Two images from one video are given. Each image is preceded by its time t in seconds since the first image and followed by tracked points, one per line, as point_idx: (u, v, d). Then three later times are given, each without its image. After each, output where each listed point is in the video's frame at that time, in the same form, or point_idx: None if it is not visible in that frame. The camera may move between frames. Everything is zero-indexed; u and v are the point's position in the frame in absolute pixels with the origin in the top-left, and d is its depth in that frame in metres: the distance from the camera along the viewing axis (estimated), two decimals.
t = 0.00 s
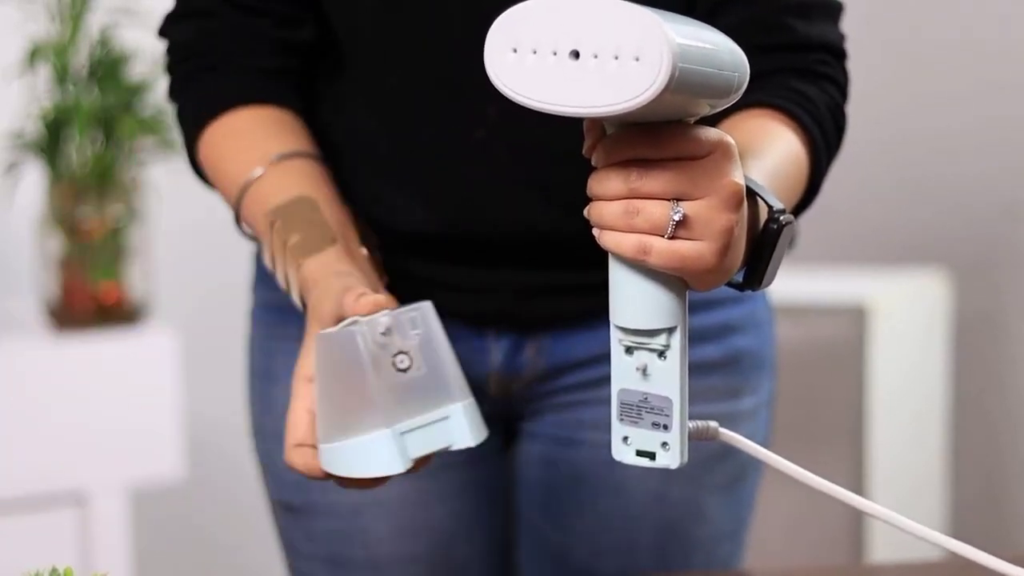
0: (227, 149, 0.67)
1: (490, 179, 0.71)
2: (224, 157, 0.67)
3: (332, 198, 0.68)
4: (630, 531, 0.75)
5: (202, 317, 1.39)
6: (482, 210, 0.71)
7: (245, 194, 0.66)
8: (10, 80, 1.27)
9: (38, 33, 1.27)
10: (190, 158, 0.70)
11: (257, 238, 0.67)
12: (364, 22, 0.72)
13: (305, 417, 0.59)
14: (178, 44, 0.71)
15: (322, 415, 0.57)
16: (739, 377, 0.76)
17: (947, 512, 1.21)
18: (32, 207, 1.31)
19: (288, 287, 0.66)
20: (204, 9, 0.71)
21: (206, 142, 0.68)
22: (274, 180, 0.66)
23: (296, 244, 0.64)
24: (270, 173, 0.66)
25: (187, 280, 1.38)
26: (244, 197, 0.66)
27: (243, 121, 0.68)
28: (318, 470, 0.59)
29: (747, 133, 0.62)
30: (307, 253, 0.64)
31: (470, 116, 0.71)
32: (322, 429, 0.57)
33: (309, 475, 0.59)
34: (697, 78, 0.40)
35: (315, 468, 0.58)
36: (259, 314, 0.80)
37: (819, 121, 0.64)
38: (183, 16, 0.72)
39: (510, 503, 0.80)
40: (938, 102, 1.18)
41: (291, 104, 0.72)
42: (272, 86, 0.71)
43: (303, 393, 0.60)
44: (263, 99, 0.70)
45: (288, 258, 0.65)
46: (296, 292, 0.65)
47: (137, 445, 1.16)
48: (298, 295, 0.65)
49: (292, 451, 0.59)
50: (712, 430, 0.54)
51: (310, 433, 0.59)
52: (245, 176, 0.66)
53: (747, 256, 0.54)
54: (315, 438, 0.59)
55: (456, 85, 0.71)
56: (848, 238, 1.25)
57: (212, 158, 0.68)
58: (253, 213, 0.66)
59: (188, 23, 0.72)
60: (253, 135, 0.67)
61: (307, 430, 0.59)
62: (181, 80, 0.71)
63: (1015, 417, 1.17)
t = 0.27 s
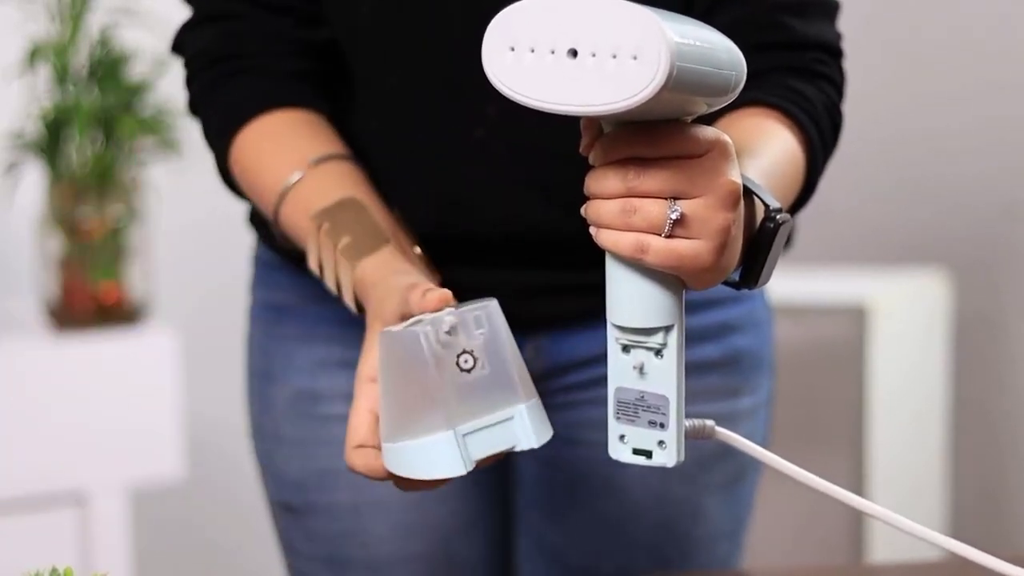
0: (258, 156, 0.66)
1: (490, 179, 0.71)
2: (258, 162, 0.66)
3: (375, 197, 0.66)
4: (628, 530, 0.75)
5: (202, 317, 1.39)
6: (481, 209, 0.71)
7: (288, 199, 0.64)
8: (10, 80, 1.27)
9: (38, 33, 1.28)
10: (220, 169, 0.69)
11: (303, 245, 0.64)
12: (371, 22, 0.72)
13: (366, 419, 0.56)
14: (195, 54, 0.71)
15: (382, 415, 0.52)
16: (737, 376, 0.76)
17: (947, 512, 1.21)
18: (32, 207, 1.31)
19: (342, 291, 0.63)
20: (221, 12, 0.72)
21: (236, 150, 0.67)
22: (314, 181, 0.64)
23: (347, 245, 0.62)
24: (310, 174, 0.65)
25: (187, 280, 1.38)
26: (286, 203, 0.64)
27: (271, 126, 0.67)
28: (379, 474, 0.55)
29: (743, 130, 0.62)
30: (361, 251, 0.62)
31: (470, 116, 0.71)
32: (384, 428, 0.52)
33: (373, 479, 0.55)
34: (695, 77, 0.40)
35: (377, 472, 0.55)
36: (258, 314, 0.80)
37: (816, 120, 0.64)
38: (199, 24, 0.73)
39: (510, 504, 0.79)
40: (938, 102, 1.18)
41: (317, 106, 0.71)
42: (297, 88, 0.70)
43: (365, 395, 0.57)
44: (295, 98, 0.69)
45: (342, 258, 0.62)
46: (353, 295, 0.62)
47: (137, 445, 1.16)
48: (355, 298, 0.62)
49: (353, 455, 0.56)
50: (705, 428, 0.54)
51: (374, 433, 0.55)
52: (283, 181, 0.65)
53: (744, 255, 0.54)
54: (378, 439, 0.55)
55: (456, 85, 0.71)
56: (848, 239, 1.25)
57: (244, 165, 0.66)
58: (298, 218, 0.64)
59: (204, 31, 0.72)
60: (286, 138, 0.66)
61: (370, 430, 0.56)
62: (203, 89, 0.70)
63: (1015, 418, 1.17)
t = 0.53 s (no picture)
0: (263, 158, 0.66)
1: (489, 180, 0.71)
2: (265, 165, 0.66)
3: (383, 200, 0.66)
4: (628, 530, 0.75)
5: (202, 317, 1.39)
6: (481, 209, 0.71)
7: (295, 202, 0.64)
8: (10, 80, 1.27)
9: (38, 33, 1.28)
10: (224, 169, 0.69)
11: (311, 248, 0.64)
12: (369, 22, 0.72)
13: (378, 427, 0.56)
14: (196, 54, 0.71)
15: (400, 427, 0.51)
16: (737, 376, 0.76)
17: (947, 512, 1.21)
18: (33, 207, 1.31)
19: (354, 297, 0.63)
20: (222, 13, 0.72)
21: (242, 152, 0.67)
22: (322, 185, 0.64)
23: (359, 250, 0.62)
24: (317, 178, 0.65)
25: (186, 280, 1.38)
26: (293, 206, 0.64)
27: (276, 128, 0.67)
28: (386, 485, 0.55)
29: (742, 130, 0.62)
30: (374, 257, 0.62)
31: (469, 116, 0.71)
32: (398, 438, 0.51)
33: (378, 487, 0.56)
34: (694, 79, 0.40)
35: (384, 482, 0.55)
36: (259, 314, 0.80)
37: (814, 120, 0.64)
38: (199, 25, 0.73)
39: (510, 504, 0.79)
40: (938, 102, 1.18)
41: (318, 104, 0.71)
42: (297, 87, 0.70)
43: (377, 403, 0.56)
44: (300, 98, 0.70)
45: (355, 263, 0.62)
46: (366, 301, 0.62)
47: (136, 445, 1.16)
48: (369, 304, 0.62)
49: (359, 462, 0.56)
50: (702, 430, 0.54)
51: (386, 442, 0.56)
52: (290, 184, 0.65)
53: (741, 256, 0.54)
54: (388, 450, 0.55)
55: (456, 85, 0.71)
56: (848, 239, 1.25)
57: (250, 167, 0.66)
58: (306, 221, 0.64)
59: (205, 31, 0.72)
60: (293, 141, 0.66)
61: (379, 439, 0.56)
62: (204, 89, 0.70)
63: (1015, 418, 1.17)
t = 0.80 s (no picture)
0: (261, 157, 0.66)
1: (489, 181, 0.71)
2: (262, 164, 0.66)
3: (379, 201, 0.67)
4: (628, 530, 0.75)
5: (202, 317, 1.39)
6: (480, 209, 0.72)
7: (291, 201, 0.65)
8: (9, 80, 1.27)
9: (39, 34, 1.28)
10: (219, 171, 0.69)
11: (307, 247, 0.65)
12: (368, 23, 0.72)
13: (376, 419, 0.57)
14: (196, 53, 0.72)
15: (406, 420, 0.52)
16: (737, 376, 0.76)
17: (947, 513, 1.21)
18: (33, 207, 1.31)
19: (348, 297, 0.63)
20: (222, 13, 0.73)
21: (237, 150, 0.67)
22: (319, 184, 0.65)
23: (356, 248, 0.63)
24: (314, 177, 0.65)
25: (186, 280, 1.39)
26: (289, 205, 0.65)
27: (274, 127, 0.68)
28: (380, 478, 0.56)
29: (740, 131, 0.62)
30: (370, 257, 0.62)
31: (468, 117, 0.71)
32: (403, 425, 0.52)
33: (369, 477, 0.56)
34: (691, 82, 0.40)
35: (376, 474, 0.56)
36: (259, 314, 0.80)
37: (812, 121, 0.64)
38: (199, 25, 0.73)
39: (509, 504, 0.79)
40: (938, 101, 1.18)
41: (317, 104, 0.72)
42: (297, 88, 0.71)
43: (377, 393, 0.57)
44: (296, 97, 0.70)
45: (351, 262, 0.62)
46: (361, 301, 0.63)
47: (136, 446, 1.16)
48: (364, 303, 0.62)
49: (354, 450, 0.56)
50: (702, 432, 0.54)
51: (382, 434, 0.56)
52: (287, 183, 0.65)
53: (740, 258, 0.53)
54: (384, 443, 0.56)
55: (455, 85, 0.71)
56: (848, 239, 1.25)
57: (246, 166, 0.67)
58: (303, 220, 0.64)
59: (205, 32, 0.72)
60: (290, 140, 0.67)
61: (376, 431, 0.56)
62: (203, 89, 0.71)
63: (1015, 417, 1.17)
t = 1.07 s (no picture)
0: (259, 156, 0.66)
1: (491, 180, 0.72)
2: (260, 162, 0.66)
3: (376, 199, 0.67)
4: (628, 530, 0.75)
5: (202, 317, 1.39)
6: (481, 208, 0.72)
7: (288, 198, 0.65)
8: (9, 80, 1.27)
9: (39, 34, 1.28)
10: (219, 170, 0.69)
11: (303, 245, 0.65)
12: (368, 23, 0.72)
13: (367, 408, 0.57)
14: (195, 52, 0.72)
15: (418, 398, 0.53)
16: (738, 376, 0.76)
17: (947, 513, 1.21)
18: (32, 207, 1.31)
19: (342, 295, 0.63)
20: (222, 13, 0.73)
21: (234, 148, 0.67)
22: (315, 182, 0.65)
23: (352, 245, 0.62)
24: (311, 175, 0.65)
25: (186, 280, 1.39)
26: (286, 202, 0.65)
27: (274, 126, 0.68)
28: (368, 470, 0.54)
29: (741, 131, 0.62)
30: (365, 253, 0.62)
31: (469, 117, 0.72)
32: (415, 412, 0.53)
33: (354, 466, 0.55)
34: (695, 81, 0.40)
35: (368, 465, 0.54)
36: (259, 313, 0.80)
37: (813, 121, 0.64)
38: (200, 24, 0.73)
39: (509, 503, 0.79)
40: (938, 102, 1.18)
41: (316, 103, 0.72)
42: (298, 87, 0.71)
43: (368, 382, 0.57)
44: (293, 98, 0.70)
45: (345, 259, 0.62)
46: (355, 297, 0.62)
47: (136, 446, 1.16)
48: (357, 299, 0.62)
49: (343, 434, 0.56)
50: (703, 432, 0.54)
51: (373, 422, 0.56)
52: (283, 181, 0.65)
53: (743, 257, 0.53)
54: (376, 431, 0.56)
55: (457, 84, 0.71)
56: (847, 239, 1.26)
57: (243, 164, 0.67)
58: (300, 217, 0.64)
59: (205, 31, 0.72)
60: (287, 138, 0.67)
61: (369, 419, 0.56)
62: (203, 87, 0.71)
63: (1014, 417, 1.17)
